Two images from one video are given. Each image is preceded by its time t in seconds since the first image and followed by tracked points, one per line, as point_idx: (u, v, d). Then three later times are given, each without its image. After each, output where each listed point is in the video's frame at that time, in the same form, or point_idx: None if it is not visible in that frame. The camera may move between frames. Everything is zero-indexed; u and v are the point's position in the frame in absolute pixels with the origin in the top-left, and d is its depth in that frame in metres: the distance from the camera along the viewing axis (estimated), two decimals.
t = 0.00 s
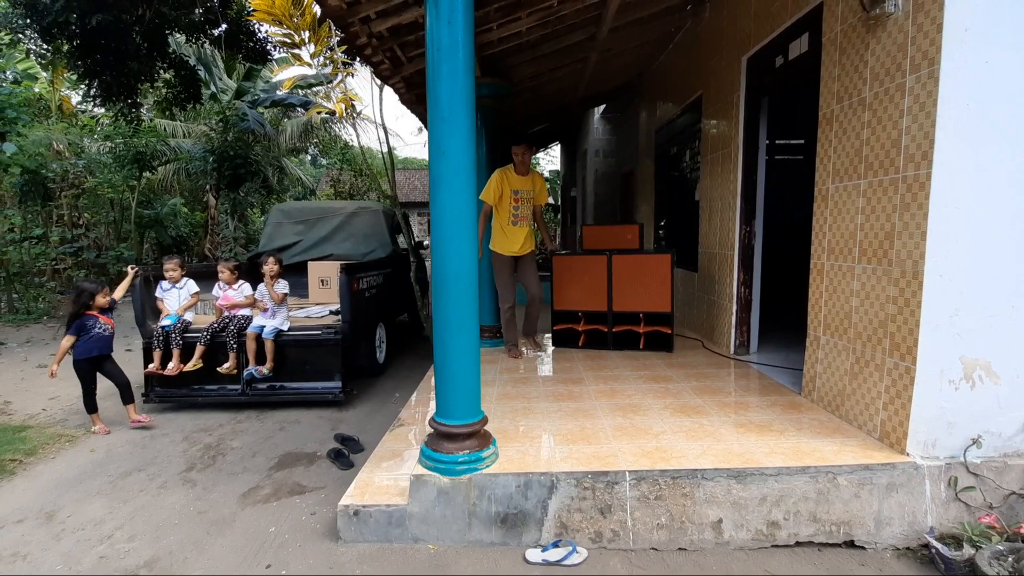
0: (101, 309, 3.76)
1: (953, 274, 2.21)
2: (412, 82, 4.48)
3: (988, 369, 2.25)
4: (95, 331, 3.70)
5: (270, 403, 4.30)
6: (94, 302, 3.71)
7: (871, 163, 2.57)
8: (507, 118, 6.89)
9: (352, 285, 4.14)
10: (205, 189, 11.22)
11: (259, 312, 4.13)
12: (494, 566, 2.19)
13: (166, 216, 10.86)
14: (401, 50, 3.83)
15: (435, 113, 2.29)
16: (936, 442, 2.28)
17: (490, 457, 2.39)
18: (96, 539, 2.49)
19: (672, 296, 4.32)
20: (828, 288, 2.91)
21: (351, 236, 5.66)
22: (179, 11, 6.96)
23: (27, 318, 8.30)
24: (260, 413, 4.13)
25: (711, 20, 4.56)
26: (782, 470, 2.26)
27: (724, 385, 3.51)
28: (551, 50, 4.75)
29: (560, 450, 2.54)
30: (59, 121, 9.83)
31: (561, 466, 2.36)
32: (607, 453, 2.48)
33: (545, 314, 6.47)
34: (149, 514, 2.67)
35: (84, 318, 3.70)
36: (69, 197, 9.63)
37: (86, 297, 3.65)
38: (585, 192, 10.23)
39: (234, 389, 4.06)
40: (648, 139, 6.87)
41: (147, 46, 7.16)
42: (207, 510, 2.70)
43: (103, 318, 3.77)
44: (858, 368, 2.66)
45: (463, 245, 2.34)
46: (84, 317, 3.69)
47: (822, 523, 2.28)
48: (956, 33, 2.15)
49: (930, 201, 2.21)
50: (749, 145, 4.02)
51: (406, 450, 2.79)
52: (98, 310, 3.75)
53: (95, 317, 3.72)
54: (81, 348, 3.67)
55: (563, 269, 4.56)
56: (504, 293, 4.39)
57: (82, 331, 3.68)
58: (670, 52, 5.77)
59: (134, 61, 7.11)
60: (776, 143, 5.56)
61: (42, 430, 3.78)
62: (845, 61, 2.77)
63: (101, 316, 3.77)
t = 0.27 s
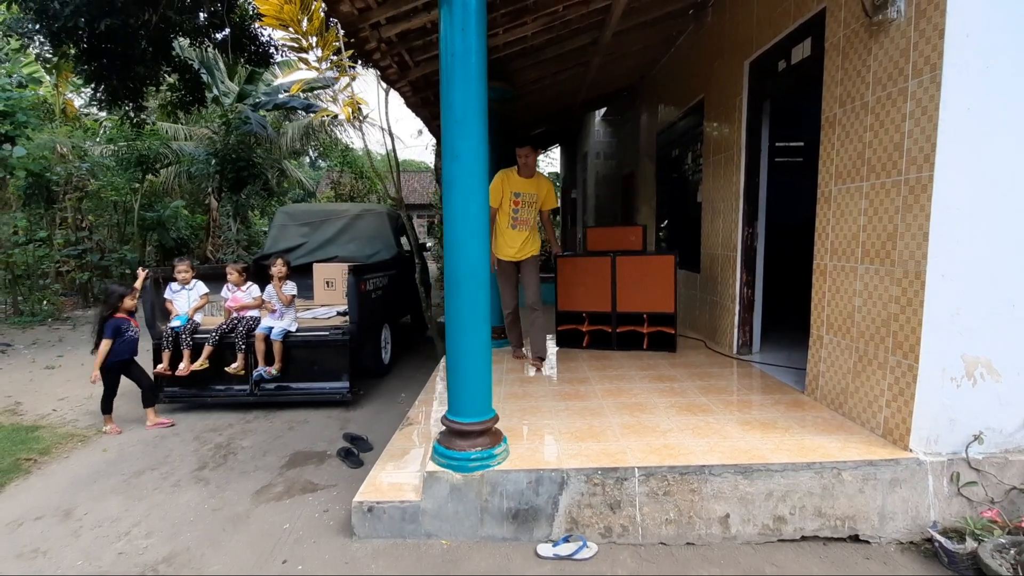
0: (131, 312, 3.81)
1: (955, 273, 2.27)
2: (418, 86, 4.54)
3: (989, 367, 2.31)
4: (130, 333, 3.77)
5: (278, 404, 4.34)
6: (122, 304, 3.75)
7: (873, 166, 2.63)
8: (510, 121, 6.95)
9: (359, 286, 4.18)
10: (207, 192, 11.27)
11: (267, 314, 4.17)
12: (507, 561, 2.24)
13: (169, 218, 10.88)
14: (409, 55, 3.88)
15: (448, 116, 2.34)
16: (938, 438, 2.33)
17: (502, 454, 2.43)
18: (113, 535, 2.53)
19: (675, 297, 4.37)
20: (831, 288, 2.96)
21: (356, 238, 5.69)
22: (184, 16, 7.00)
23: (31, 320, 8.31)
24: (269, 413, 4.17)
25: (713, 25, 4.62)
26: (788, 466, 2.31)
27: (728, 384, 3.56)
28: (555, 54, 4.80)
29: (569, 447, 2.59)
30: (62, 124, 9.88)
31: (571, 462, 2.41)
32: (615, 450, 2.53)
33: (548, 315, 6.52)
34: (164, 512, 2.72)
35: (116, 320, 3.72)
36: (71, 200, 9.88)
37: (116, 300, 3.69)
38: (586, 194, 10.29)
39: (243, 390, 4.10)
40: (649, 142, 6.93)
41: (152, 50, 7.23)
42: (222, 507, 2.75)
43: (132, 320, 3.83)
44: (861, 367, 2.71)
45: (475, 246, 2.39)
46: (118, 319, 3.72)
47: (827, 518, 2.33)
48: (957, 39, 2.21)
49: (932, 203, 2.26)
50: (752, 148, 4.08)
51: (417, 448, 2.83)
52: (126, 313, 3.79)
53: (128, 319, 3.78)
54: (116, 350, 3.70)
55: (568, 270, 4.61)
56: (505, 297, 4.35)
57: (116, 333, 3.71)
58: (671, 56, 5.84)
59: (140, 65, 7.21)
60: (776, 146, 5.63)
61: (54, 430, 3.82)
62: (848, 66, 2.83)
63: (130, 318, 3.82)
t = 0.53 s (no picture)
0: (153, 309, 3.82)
1: (951, 273, 2.31)
2: (420, 88, 4.57)
3: (984, 364, 2.35)
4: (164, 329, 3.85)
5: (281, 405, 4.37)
6: (149, 303, 3.73)
7: (871, 167, 2.67)
8: (510, 123, 6.99)
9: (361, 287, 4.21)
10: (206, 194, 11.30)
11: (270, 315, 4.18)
12: (512, 558, 2.27)
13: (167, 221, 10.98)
14: (411, 58, 3.92)
15: (453, 118, 2.37)
16: (936, 434, 2.37)
17: (506, 452, 2.46)
18: (119, 535, 2.54)
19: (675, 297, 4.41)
20: (829, 288, 3.00)
21: (357, 240, 5.70)
22: (185, 19, 7.05)
23: (30, 323, 8.29)
24: (271, 414, 4.19)
25: (711, 28, 4.67)
26: (788, 463, 2.35)
27: (728, 383, 3.59)
28: (555, 57, 4.84)
29: (572, 445, 2.62)
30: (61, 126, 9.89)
31: (574, 460, 2.43)
32: (618, 447, 2.56)
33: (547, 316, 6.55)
34: (170, 511, 2.74)
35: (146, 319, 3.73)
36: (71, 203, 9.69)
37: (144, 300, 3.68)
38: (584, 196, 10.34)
39: (246, 391, 4.12)
40: (648, 143, 6.98)
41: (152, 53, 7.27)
42: (227, 507, 2.77)
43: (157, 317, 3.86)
44: (860, 365, 2.75)
45: (480, 246, 2.42)
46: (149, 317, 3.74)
47: (827, 514, 2.37)
48: (952, 43, 2.25)
49: (928, 204, 2.31)
50: (750, 149, 4.13)
51: (421, 446, 2.86)
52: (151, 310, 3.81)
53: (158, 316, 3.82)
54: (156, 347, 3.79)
55: (568, 271, 4.64)
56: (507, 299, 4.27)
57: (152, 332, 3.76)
58: (669, 59, 5.89)
59: (141, 68, 7.25)
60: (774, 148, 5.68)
61: (57, 431, 3.84)
62: (845, 69, 2.87)
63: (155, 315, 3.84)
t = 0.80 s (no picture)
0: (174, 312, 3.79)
1: (946, 274, 2.34)
2: (420, 91, 4.60)
3: (979, 364, 2.38)
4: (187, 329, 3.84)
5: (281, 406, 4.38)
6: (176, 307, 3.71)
7: (867, 169, 2.71)
8: (509, 126, 7.03)
9: (362, 289, 4.23)
10: (205, 196, 11.30)
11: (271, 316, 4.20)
12: (513, 557, 2.28)
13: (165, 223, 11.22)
14: (412, 61, 3.95)
15: (456, 121, 2.40)
16: (932, 434, 2.40)
17: (508, 452, 2.48)
18: (122, 535, 2.56)
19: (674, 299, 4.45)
20: (827, 289, 3.03)
21: (356, 242, 5.72)
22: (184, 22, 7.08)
23: (27, 325, 8.27)
24: (272, 416, 4.21)
25: (709, 32, 4.72)
26: (787, 462, 2.37)
27: (727, 384, 3.62)
28: (555, 61, 4.88)
29: (572, 444, 2.64)
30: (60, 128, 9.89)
31: (575, 460, 2.46)
32: (618, 447, 2.58)
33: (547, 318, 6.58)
34: (173, 512, 2.75)
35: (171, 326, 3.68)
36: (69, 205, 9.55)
37: (172, 304, 3.64)
38: (583, 199, 10.38)
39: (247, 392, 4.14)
40: (646, 146, 7.03)
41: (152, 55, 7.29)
42: (230, 507, 2.78)
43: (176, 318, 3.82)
44: (857, 365, 2.78)
45: (482, 248, 2.45)
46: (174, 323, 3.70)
47: (825, 512, 2.39)
48: (946, 48, 2.29)
49: (923, 206, 2.34)
50: (748, 152, 4.16)
51: (424, 447, 2.88)
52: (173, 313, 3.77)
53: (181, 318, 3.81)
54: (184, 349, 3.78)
55: (568, 272, 4.67)
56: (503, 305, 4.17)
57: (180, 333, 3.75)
58: (668, 62, 5.93)
59: (140, 70, 7.28)
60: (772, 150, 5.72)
61: (58, 433, 3.85)
62: (842, 73, 2.91)
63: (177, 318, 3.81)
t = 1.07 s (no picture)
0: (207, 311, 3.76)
1: (939, 275, 2.38)
2: (421, 95, 4.64)
3: (973, 364, 2.42)
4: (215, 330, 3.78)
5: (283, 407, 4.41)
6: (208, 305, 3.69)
7: (862, 172, 2.75)
8: (508, 129, 7.07)
9: (363, 290, 4.26)
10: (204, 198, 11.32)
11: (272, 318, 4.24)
12: (514, 555, 2.31)
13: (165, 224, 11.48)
14: (413, 65, 3.99)
15: (457, 125, 2.44)
16: (926, 432, 2.43)
17: (508, 451, 2.51)
18: (126, 535, 2.58)
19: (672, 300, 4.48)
20: (823, 291, 3.07)
21: (357, 244, 5.74)
22: (185, 25, 7.11)
23: (27, 327, 8.28)
24: (273, 416, 4.23)
25: (706, 36, 4.77)
26: (784, 460, 2.41)
27: (725, 385, 3.65)
28: (554, 64, 4.93)
29: (572, 444, 2.68)
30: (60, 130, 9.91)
31: (575, 459, 2.49)
32: (617, 446, 2.61)
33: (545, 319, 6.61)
34: (176, 511, 2.78)
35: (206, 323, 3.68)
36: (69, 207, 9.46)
37: (204, 302, 3.63)
38: (582, 201, 10.42)
39: (248, 393, 4.17)
40: (644, 148, 7.07)
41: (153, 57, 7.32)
42: (233, 507, 2.81)
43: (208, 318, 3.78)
44: (853, 365, 2.82)
45: (483, 250, 2.48)
46: (210, 319, 3.71)
47: (821, 510, 2.42)
48: (938, 54, 2.34)
49: (917, 208, 2.38)
50: (745, 155, 4.21)
51: (424, 446, 2.91)
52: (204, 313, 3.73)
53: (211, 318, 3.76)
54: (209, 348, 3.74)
55: (567, 274, 4.71)
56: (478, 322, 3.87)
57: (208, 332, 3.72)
58: (665, 65, 5.97)
59: (142, 72, 7.30)
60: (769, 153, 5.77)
61: (60, 434, 3.87)
62: (837, 78, 2.95)
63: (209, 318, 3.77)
